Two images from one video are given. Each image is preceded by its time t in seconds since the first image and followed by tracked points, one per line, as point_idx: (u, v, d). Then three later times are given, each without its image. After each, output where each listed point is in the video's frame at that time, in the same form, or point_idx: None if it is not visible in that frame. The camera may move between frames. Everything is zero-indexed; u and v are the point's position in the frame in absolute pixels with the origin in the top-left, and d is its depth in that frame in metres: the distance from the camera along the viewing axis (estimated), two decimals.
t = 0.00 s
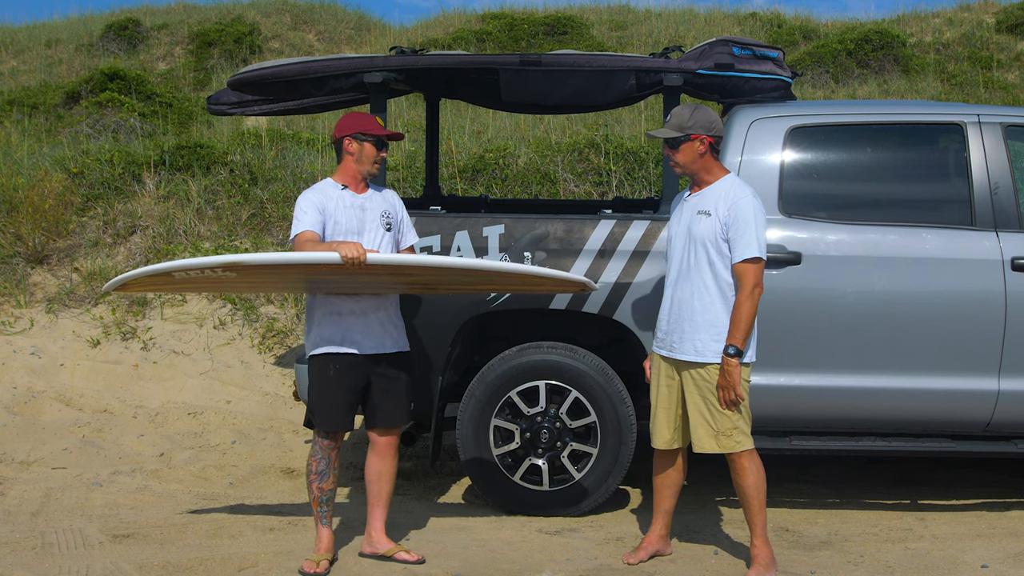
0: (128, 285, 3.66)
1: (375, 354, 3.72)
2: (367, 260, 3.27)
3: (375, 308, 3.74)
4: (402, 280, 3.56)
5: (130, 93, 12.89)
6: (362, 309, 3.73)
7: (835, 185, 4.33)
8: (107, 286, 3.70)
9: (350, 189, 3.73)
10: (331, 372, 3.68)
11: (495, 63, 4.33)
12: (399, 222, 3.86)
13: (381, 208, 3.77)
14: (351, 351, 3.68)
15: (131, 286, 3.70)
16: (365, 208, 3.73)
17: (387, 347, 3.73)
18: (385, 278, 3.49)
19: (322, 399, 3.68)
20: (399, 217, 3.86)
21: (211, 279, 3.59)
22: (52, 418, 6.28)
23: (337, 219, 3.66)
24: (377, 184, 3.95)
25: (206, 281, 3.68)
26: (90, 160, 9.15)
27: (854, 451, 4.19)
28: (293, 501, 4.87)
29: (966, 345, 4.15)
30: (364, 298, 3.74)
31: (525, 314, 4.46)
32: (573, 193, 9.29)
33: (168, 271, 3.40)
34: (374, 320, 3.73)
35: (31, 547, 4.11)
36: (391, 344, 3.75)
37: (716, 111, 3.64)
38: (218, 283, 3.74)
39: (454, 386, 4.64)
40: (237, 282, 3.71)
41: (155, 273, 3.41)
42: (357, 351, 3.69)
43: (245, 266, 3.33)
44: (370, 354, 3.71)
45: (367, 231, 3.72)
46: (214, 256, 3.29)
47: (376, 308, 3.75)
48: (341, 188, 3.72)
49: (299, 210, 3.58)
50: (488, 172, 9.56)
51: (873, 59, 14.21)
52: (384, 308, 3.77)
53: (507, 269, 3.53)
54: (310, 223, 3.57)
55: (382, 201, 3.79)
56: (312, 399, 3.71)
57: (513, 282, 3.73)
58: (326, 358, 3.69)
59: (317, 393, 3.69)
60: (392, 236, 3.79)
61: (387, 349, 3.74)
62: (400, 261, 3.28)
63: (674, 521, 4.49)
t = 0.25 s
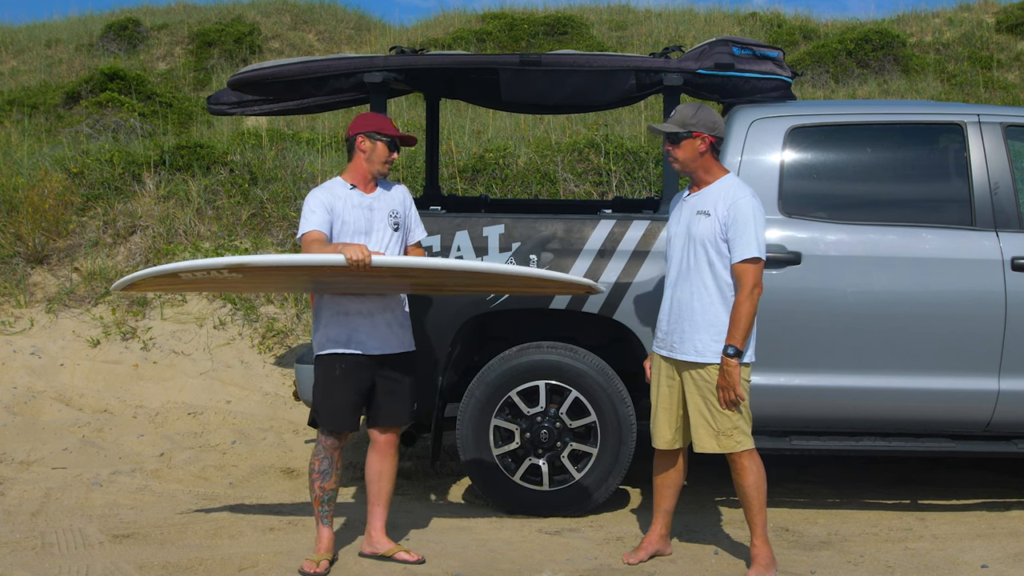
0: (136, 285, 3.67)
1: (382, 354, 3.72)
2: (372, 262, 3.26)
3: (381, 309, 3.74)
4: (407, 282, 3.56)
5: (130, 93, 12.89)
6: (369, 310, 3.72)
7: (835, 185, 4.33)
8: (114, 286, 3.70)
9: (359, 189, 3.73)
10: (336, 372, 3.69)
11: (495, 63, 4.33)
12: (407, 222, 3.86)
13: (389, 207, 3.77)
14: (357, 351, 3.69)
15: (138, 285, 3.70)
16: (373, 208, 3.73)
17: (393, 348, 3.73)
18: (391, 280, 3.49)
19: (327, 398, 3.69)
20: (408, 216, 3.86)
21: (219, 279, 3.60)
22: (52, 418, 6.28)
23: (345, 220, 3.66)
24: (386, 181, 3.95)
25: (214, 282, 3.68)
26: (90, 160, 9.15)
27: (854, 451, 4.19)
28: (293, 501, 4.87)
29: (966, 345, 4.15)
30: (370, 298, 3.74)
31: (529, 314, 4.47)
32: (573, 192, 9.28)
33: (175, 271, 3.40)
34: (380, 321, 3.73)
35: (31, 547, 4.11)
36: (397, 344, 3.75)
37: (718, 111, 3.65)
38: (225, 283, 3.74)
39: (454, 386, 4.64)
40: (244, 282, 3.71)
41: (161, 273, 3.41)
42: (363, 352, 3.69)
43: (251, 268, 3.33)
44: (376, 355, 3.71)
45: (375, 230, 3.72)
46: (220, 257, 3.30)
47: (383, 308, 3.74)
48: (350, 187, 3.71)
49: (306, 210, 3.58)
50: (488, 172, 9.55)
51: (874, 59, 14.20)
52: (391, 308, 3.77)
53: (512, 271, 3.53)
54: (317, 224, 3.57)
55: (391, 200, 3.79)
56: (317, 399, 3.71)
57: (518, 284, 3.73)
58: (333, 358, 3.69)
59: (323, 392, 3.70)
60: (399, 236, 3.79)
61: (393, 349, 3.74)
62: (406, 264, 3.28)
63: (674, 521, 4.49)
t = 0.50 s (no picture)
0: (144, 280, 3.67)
1: (387, 356, 3.72)
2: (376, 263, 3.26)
3: (388, 311, 3.73)
4: (412, 284, 3.56)
5: (130, 93, 12.89)
6: (376, 312, 3.72)
7: (835, 185, 4.33)
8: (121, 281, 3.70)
9: (368, 190, 3.73)
10: (341, 373, 3.69)
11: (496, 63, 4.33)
12: (415, 225, 3.86)
13: (399, 209, 3.77)
14: (363, 353, 3.69)
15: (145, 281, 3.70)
16: (383, 210, 3.73)
17: (399, 350, 3.73)
18: (397, 282, 3.48)
19: (331, 399, 3.69)
20: (417, 219, 3.86)
21: (225, 275, 3.61)
22: (52, 418, 6.28)
23: (355, 221, 3.66)
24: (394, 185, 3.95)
25: (221, 279, 3.69)
26: (90, 160, 9.15)
27: (854, 451, 4.19)
28: (293, 501, 4.87)
29: (966, 345, 4.15)
30: (377, 300, 3.74)
31: (533, 316, 4.47)
32: (573, 193, 9.29)
33: (183, 267, 3.41)
34: (386, 323, 3.72)
35: (31, 547, 4.11)
36: (402, 346, 3.75)
37: (718, 111, 3.64)
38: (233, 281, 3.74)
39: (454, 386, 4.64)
40: (252, 280, 3.72)
41: (169, 268, 3.42)
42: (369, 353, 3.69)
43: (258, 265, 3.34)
44: (382, 356, 3.71)
45: (383, 232, 3.72)
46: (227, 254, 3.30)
47: (389, 311, 3.74)
48: (359, 188, 3.72)
49: (315, 210, 3.58)
50: (488, 172, 9.56)
51: (874, 59, 14.20)
52: (397, 311, 3.76)
53: (519, 277, 3.52)
54: (326, 224, 3.57)
55: (399, 203, 3.79)
56: (322, 399, 3.70)
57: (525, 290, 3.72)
58: (338, 359, 3.68)
59: (326, 393, 3.69)
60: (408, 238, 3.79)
61: (399, 351, 3.74)
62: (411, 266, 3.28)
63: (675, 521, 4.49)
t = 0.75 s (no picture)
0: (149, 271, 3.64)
1: (399, 361, 3.71)
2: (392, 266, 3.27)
3: (399, 315, 3.72)
4: (425, 289, 3.55)
5: (130, 93, 12.89)
6: (387, 316, 3.70)
7: (836, 185, 4.33)
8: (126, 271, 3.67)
9: (370, 190, 3.71)
10: (353, 378, 3.66)
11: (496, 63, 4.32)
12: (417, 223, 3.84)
13: (401, 208, 3.75)
14: (375, 358, 3.67)
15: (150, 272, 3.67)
16: (386, 209, 3.71)
17: (410, 353, 3.73)
18: (410, 286, 3.48)
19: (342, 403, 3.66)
20: (420, 219, 3.84)
21: (230, 271, 3.59)
22: (52, 418, 6.28)
23: (359, 221, 3.65)
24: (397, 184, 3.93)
25: (226, 274, 3.67)
26: (90, 160, 9.15)
27: (855, 451, 4.19)
28: (293, 501, 4.87)
29: (966, 345, 4.15)
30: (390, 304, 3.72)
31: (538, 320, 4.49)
32: (573, 193, 9.30)
33: (192, 260, 3.39)
34: (398, 326, 3.71)
35: (31, 547, 4.11)
36: (413, 349, 3.74)
37: (749, 113, 3.67)
38: (240, 276, 3.72)
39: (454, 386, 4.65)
40: (260, 276, 3.70)
41: (179, 260, 3.40)
42: (382, 358, 3.67)
43: (272, 262, 3.32)
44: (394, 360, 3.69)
45: (388, 232, 3.70)
46: (239, 248, 3.28)
47: (400, 314, 3.73)
48: (360, 189, 3.70)
49: (319, 213, 3.59)
50: (488, 172, 9.56)
51: (873, 59, 14.20)
52: (407, 314, 3.75)
53: (533, 287, 3.50)
54: (332, 226, 3.58)
55: (402, 201, 3.77)
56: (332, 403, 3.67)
57: (537, 300, 3.70)
58: (349, 364, 3.66)
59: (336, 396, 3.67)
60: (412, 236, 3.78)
61: (409, 354, 3.73)
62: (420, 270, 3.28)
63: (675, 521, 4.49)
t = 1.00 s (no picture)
0: (143, 249, 3.63)
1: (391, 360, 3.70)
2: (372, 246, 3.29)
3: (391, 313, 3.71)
4: (418, 279, 3.56)
5: (130, 93, 12.89)
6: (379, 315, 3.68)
7: (835, 185, 4.33)
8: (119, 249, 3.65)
9: (359, 188, 3.69)
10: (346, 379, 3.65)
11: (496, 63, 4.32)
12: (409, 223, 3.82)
13: (391, 207, 3.73)
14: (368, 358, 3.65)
15: (144, 250, 3.65)
16: (377, 206, 3.69)
17: (404, 351, 3.72)
18: (403, 274, 3.49)
19: (338, 404, 3.66)
20: (411, 219, 3.83)
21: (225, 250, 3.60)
22: (52, 418, 6.28)
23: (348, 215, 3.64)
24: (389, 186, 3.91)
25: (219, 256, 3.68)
26: (90, 160, 9.15)
27: (855, 451, 4.18)
28: (293, 501, 4.87)
29: (967, 345, 4.15)
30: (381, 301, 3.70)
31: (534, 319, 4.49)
32: (573, 192, 9.30)
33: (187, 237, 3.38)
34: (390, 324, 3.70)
35: (31, 547, 4.11)
36: (407, 348, 3.74)
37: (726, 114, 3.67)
38: (235, 258, 3.71)
39: (454, 385, 4.64)
40: (254, 260, 3.69)
41: (173, 236, 3.39)
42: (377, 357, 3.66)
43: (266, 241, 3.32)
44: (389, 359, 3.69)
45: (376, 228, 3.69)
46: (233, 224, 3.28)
47: (392, 312, 3.72)
48: (349, 186, 3.69)
49: (308, 198, 3.59)
50: (488, 172, 9.56)
51: (873, 59, 14.20)
52: (399, 313, 3.74)
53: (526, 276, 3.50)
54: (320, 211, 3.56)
55: (392, 201, 3.76)
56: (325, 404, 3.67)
57: (531, 292, 3.70)
58: (344, 364, 3.64)
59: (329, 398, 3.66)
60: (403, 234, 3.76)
61: (404, 352, 3.72)
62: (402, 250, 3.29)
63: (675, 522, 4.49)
